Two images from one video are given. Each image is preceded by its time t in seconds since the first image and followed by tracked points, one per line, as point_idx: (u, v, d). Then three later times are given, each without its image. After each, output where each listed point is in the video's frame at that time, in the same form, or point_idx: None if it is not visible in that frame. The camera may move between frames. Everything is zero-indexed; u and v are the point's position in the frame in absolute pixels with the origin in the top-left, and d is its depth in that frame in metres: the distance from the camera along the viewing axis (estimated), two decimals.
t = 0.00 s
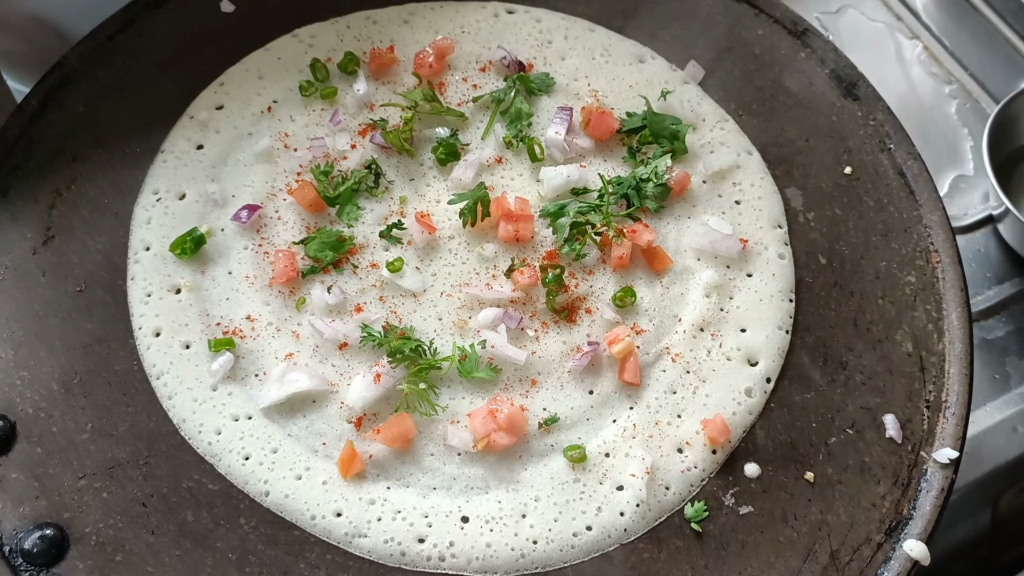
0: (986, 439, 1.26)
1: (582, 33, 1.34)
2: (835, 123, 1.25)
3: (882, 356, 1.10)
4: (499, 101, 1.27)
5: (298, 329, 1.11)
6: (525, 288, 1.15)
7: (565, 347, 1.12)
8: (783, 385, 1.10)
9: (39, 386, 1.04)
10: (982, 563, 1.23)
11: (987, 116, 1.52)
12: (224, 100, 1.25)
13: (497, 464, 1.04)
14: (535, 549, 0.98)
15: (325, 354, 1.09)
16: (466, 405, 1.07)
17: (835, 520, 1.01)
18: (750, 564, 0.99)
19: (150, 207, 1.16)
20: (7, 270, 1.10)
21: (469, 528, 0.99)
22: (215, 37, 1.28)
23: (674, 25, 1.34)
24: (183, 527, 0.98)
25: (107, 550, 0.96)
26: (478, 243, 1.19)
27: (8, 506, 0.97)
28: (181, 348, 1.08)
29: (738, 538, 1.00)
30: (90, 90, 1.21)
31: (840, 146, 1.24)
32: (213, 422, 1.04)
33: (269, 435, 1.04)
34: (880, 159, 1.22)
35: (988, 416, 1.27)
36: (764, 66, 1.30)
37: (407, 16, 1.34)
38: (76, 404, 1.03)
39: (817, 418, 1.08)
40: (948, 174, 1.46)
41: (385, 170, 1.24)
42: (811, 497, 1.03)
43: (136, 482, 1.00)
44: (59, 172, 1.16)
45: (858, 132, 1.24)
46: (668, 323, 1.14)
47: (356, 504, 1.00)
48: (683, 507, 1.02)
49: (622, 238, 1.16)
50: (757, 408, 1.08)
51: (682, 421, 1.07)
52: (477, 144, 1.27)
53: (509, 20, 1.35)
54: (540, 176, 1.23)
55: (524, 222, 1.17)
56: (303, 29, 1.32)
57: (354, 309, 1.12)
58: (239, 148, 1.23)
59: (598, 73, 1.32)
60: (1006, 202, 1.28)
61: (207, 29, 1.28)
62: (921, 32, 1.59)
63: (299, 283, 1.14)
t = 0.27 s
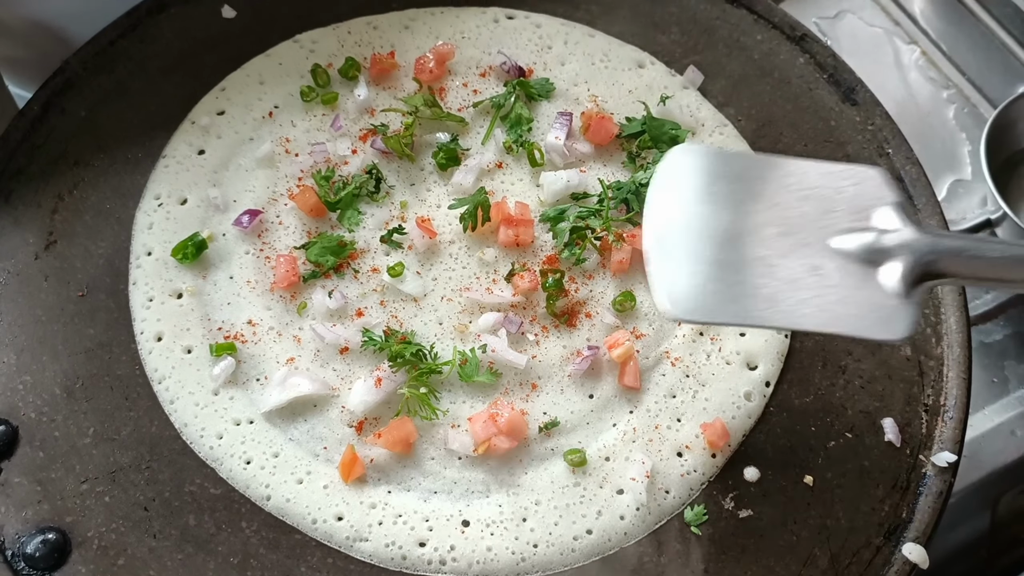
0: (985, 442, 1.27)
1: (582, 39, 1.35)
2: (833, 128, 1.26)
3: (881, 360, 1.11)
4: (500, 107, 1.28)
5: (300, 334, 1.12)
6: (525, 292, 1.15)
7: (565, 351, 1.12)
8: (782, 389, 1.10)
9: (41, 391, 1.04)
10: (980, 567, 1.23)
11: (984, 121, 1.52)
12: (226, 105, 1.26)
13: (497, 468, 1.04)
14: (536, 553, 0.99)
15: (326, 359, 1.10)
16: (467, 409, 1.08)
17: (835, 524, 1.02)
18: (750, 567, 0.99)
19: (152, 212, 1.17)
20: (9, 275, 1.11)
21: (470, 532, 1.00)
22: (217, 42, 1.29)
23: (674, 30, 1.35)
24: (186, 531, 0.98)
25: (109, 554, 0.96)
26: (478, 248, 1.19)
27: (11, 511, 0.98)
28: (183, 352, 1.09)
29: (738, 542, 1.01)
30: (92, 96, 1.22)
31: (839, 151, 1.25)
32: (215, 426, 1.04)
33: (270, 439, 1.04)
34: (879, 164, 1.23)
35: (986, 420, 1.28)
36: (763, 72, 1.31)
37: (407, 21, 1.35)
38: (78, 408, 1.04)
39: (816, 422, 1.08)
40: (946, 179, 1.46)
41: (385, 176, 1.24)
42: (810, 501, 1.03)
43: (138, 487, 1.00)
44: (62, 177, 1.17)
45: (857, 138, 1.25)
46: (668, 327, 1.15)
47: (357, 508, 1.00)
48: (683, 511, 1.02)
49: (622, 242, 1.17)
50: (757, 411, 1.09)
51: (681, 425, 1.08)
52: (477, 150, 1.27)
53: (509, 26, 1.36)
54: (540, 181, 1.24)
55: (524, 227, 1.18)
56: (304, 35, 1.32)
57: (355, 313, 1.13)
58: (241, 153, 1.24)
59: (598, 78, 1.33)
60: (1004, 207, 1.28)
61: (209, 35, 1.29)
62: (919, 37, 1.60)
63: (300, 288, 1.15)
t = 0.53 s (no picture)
0: (983, 446, 1.27)
1: (581, 43, 1.35)
2: (832, 132, 1.27)
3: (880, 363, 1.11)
4: (499, 110, 1.29)
5: (299, 337, 1.12)
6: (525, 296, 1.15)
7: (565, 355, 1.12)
8: (782, 392, 1.11)
9: (41, 395, 1.04)
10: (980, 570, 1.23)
11: (983, 124, 1.52)
12: (226, 109, 1.26)
13: (497, 472, 1.04)
14: (536, 556, 0.99)
15: (326, 362, 1.10)
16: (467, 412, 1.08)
17: (834, 527, 1.02)
18: (750, 571, 0.99)
19: (152, 215, 1.17)
20: (9, 279, 1.11)
21: (470, 535, 1.00)
22: (217, 47, 1.30)
23: (673, 35, 1.36)
24: (186, 534, 0.98)
25: (109, 558, 0.96)
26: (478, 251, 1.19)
27: (10, 515, 0.98)
28: (183, 356, 1.09)
29: (738, 545, 1.01)
30: (92, 100, 1.23)
31: (837, 154, 1.25)
32: (215, 430, 1.04)
33: (270, 442, 1.04)
34: (877, 168, 1.24)
35: (984, 423, 1.28)
36: (762, 76, 1.32)
37: (407, 25, 1.35)
38: (78, 412, 1.04)
39: (816, 425, 1.08)
40: (945, 182, 1.47)
41: (385, 179, 1.24)
42: (810, 504, 1.03)
43: (138, 490, 1.00)
44: (62, 182, 1.18)
45: (855, 141, 1.26)
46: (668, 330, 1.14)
47: (357, 511, 1.00)
48: (683, 514, 1.02)
49: (621, 245, 1.17)
50: (756, 414, 1.09)
51: (682, 428, 1.07)
52: (477, 153, 1.28)
53: (509, 30, 1.36)
54: (539, 184, 1.24)
55: (523, 230, 1.18)
56: (304, 39, 1.33)
57: (355, 316, 1.13)
58: (241, 156, 1.24)
59: (597, 82, 1.33)
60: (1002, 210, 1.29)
61: (209, 40, 1.30)
62: (917, 41, 1.60)
63: (300, 291, 1.15)
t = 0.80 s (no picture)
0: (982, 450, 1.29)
1: (581, 46, 1.36)
2: (832, 135, 1.27)
3: (880, 366, 1.11)
4: (499, 113, 1.28)
5: (300, 340, 1.12)
6: (525, 299, 1.15)
7: (565, 357, 1.12)
8: (782, 395, 1.11)
9: (42, 398, 1.04)
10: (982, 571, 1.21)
11: (983, 127, 1.53)
12: (226, 112, 1.26)
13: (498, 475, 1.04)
14: (535, 559, 0.99)
15: (326, 365, 1.10)
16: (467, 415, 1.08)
17: (834, 530, 1.02)
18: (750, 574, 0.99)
19: (152, 218, 1.17)
20: (10, 282, 1.11)
21: (470, 538, 0.99)
22: (218, 51, 1.30)
23: (673, 38, 1.36)
24: (186, 538, 0.98)
25: (109, 561, 0.96)
26: (478, 254, 1.20)
27: (11, 518, 0.98)
28: (184, 359, 1.09)
29: (738, 547, 1.01)
30: (93, 104, 1.24)
31: (837, 157, 1.26)
32: (215, 433, 1.04)
33: (270, 445, 1.04)
34: (877, 171, 1.24)
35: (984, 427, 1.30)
36: (762, 78, 1.32)
37: (408, 29, 1.36)
38: (79, 415, 1.04)
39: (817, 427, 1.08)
40: (944, 185, 1.47)
41: (385, 182, 1.24)
42: (810, 507, 1.03)
43: (139, 494, 1.00)
44: (63, 185, 1.18)
45: (855, 144, 1.26)
46: (668, 333, 1.14)
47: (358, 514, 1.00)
48: (683, 516, 1.02)
49: (621, 249, 1.17)
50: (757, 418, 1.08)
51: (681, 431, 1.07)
52: (477, 156, 1.28)
53: (509, 33, 1.37)
54: (539, 188, 1.24)
55: (523, 233, 1.18)
56: (304, 42, 1.33)
57: (355, 319, 1.13)
58: (241, 160, 1.24)
59: (597, 86, 1.33)
60: (1002, 213, 1.29)
61: (210, 44, 1.31)
62: (916, 43, 1.61)
63: (300, 294, 1.15)
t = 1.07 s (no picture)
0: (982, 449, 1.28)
1: (579, 46, 1.35)
2: (830, 135, 1.27)
3: (878, 366, 1.11)
4: (497, 114, 1.28)
5: (297, 341, 1.11)
6: (523, 299, 1.15)
7: (563, 358, 1.12)
8: (780, 395, 1.10)
9: (39, 400, 1.04)
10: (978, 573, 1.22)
11: (981, 126, 1.53)
12: (223, 113, 1.26)
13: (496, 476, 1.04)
14: (533, 560, 0.99)
15: (324, 366, 1.10)
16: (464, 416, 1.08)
17: (832, 530, 1.02)
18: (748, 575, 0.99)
19: (149, 220, 1.17)
20: (6, 283, 1.11)
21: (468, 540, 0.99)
22: (215, 52, 1.30)
23: (670, 38, 1.36)
24: (184, 540, 0.98)
25: (107, 563, 0.96)
26: (476, 255, 1.19)
27: (8, 520, 0.97)
28: (181, 360, 1.08)
29: (736, 548, 1.01)
30: (90, 105, 1.23)
31: (835, 157, 1.25)
32: (212, 434, 1.04)
33: (267, 447, 1.04)
34: (875, 171, 1.24)
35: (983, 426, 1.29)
36: (760, 78, 1.32)
37: (405, 29, 1.36)
38: (76, 417, 1.04)
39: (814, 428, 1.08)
40: (942, 184, 1.47)
41: (382, 183, 1.24)
42: (808, 507, 1.03)
43: (136, 496, 1.00)
44: (60, 186, 1.18)
45: (853, 144, 1.26)
46: (666, 333, 1.14)
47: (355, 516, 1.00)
48: (682, 517, 1.02)
49: (619, 249, 1.17)
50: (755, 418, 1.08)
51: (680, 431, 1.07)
52: (475, 157, 1.28)
53: (506, 33, 1.36)
54: (537, 188, 1.24)
55: (521, 234, 1.18)
56: (301, 42, 1.33)
57: (353, 320, 1.13)
58: (238, 160, 1.24)
59: (594, 86, 1.33)
60: (1000, 213, 1.29)
61: (207, 45, 1.30)
62: (915, 43, 1.61)
63: (297, 295, 1.15)
